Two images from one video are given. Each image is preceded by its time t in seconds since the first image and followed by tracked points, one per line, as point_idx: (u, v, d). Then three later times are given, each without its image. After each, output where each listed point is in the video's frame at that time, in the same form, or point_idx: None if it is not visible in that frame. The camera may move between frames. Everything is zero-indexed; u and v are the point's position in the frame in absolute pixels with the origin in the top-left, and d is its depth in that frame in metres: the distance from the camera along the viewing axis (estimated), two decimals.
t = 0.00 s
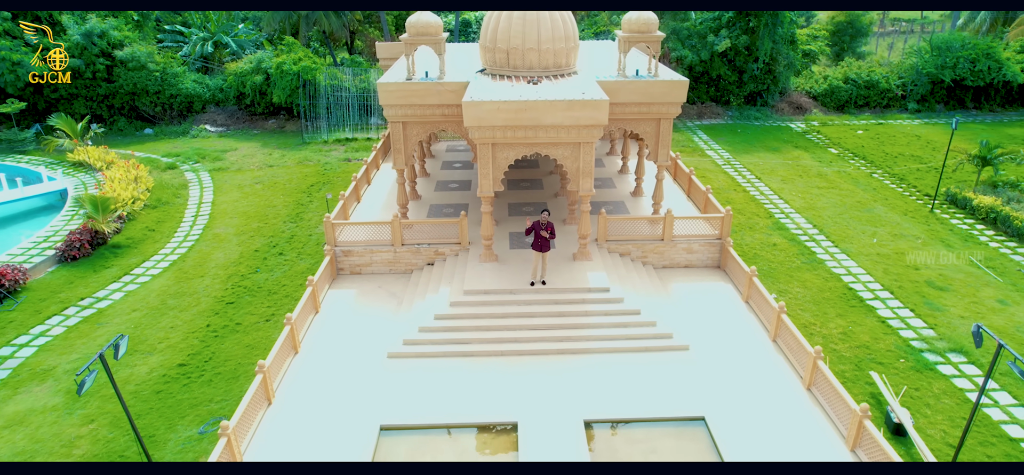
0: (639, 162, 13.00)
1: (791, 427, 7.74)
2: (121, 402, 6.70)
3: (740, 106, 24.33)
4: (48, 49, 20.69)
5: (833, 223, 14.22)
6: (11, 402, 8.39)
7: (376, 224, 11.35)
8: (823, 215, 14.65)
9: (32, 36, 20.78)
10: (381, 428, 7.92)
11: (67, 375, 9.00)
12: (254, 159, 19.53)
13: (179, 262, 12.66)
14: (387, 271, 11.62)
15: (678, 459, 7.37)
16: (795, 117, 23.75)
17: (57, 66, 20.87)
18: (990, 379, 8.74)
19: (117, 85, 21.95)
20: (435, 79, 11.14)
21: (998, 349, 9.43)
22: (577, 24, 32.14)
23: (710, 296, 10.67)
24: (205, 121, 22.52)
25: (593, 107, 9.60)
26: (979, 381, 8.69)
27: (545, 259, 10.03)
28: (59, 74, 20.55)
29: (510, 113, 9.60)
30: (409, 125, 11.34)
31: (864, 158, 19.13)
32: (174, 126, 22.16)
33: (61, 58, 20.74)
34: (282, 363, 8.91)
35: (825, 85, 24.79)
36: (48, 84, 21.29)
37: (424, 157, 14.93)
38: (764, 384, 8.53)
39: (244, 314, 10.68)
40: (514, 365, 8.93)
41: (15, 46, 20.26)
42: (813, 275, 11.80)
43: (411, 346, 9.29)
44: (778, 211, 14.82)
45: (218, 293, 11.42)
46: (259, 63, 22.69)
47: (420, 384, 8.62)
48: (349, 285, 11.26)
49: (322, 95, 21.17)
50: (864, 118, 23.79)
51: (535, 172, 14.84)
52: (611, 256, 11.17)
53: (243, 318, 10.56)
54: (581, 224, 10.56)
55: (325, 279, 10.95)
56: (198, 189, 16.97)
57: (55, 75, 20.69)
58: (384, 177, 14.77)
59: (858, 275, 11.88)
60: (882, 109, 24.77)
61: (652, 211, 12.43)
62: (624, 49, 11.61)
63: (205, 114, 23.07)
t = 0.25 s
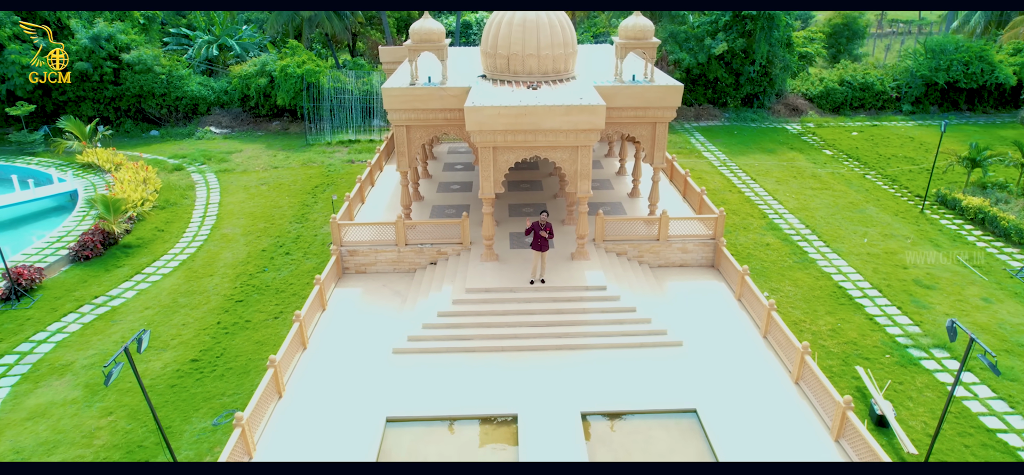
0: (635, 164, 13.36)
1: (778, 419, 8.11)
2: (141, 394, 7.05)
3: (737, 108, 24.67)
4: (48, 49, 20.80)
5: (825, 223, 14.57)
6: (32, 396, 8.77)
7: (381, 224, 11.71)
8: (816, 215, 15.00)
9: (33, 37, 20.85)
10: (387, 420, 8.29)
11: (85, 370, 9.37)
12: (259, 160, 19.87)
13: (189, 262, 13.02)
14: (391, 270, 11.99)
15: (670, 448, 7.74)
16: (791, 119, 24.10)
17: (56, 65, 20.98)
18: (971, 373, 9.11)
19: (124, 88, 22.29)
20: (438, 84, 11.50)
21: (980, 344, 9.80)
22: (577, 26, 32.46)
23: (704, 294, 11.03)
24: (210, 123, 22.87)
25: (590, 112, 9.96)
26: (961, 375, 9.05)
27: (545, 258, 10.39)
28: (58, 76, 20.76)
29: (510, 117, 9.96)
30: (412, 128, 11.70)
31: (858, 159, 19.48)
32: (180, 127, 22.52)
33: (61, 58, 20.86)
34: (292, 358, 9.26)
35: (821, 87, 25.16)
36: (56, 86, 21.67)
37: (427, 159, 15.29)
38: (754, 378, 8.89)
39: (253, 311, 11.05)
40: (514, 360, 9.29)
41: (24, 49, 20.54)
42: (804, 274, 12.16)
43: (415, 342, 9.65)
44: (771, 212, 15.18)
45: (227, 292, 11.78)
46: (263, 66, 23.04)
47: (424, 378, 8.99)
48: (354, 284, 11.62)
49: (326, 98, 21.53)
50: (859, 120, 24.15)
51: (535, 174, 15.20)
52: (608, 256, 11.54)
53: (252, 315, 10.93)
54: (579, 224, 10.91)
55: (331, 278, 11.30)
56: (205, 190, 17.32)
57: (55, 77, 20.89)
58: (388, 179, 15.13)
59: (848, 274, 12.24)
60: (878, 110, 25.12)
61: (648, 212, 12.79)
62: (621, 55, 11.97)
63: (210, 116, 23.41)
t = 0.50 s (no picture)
0: (632, 166, 13.71)
1: (765, 410, 8.50)
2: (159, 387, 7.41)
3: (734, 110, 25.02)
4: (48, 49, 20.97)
5: (817, 224, 14.93)
6: (51, 389, 9.14)
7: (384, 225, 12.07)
8: (808, 216, 15.35)
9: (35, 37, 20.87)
10: (391, 412, 8.67)
11: (100, 365, 9.74)
12: (263, 161, 20.24)
13: (197, 261, 13.38)
14: (394, 269, 12.35)
15: (662, 439, 8.11)
16: (787, 121, 24.45)
17: (56, 65, 21.11)
18: (953, 368, 9.47)
19: (130, 90, 22.64)
20: (440, 89, 11.87)
21: (963, 341, 10.17)
22: (576, 28, 32.81)
23: (698, 292, 11.39)
24: (215, 125, 23.23)
25: (587, 116, 10.32)
26: (942, 370, 9.42)
27: (543, 257, 10.75)
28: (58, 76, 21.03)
29: (510, 122, 10.32)
30: (414, 132, 12.06)
31: (851, 161, 19.82)
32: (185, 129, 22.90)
33: (61, 58, 21.08)
34: (300, 353, 9.63)
35: (816, 89, 25.53)
36: (64, 89, 22.03)
37: (428, 161, 15.64)
38: (743, 373, 9.25)
39: (260, 309, 11.42)
40: (514, 356, 9.67)
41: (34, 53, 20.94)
42: (795, 273, 12.52)
43: (418, 338, 10.01)
44: (765, 212, 15.53)
45: (235, 290, 12.14)
46: (267, 69, 23.38)
47: (427, 372, 9.36)
48: (359, 282, 11.99)
49: (329, 100, 21.91)
50: (854, 122, 24.51)
51: (534, 175, 15.57)
52: (605, 255, 11.90)
53: (260, 312, 11.30)
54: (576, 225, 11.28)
55: (336, 277, 11.67)
56: (211, 191, 17.69)
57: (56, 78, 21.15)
58: (390, 180, 15.49)
59: (838, 273, 12.60)
60: (872, 112, 25.46)
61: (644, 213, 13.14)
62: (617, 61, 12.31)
63: (215, 118, 23.75)
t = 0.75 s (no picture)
0: (628, 168, 14.08)
1: (754, 403, 8.87)
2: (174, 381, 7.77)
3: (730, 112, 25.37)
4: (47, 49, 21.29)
5: (810, 224, 15.29)
6: (68, 383, 9.52)
7: (387, 225, 12.44)
8: (801, 216, 15.71)
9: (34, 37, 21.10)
10: (396, 405, 9.04)
11: (114, 360, 10.11)
12: (267, 162, 20.59)
13: (205, 261, 13.75)
14: (397, 268, 12.72)
15: (654, 430, 8.49)
16: (783, 123, 24.80)
17: (56, 65, 21.41)
18: (935, 363, 9.84)
19: (136, 92, 22.99)
20: (441, 93, 12.24)
21: (946, 338, 10.54)
22: (576, 30, 33.16)
23: (691, 291, 11.75)
24: (219, 126, 23.59)
25: (584, 121, 10.69)
26: (925, 365, 9.79)
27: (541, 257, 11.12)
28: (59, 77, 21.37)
29: (510, 126, 10.68)
30: (417, 135, 12.42)
31: (845, 162, 20.18)
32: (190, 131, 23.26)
33: (61, 58, 21.39)
34: (307, 349, 10.00)
35: (812, 91, 25.89)
36: (71, 91, 22.42)
37: (430, 163, 16.00)
38: (734, 368, 9.62)
39: (268, 306, 11.79)
40: (513, 351, 10.04)
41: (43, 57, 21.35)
42: (786, 272, 12.88)
43: (420, 335, 10.38)
44: (758, 213, 15.89)
45: (243, 288, 12.51)
46: (270, 71, 23.73)
47: (430, 367, 9.73)
48: (363, 281, 12.35)
49: (332, 103, 22.29)
50: (848, 124, 24.87)
51: (533, 177, 15.93)
52: (601, 255, 12.27)
53: (267, 310, 11.67)
54: (573, 225, 11.65)
55: (341, 276, 12.03)
56: (217, 192, 18.05)
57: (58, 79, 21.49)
58: (393, 181, 15.85)
59: (828, 272, 12.96)
60: (867, 114, 25.82)
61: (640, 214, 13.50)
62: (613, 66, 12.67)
63: (219, 120, 24.10)
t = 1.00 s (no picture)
0: (625, 170, 14.44)
1: (743, 397, 9.25)
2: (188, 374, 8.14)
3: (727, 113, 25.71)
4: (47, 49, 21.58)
5: (802, 224, 15.65)
6: (84, 377, 9.90)
7: (390, 225, 12.80)
8: (794, 217, 16.08)
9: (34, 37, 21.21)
10: (400, 398, 9.42)
11: (128, 355, 10.49)
12: (271, 163, 20.94)
13: (212, 259, 14.12)
14: (400, 267, 13.08)
15: (647, 423, 8.86)
16: (779, 125, 25.15)
17: (56, 65, 21.70)
18: (919, 359, 10.22)
19: (142, 94, 23.36)
20: (443, 98, 12.60)
21: (931, 335, 10.92)
22: (575, 33, 33.49)
23: (685, 289, 12.12)
24: (224, 127, 23.97)
25: (581, 124, 11.06)
26: (909, 361, 10.16)
27: (539, 256, 11.50)
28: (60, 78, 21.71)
29: (509, 129, 11.05)
30: (419, 138, 12.79)
31: (839, 164, 20.55)
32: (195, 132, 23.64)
33: (61, 58, 21.69)
34: (314, 345, 10.37)
35: (807, 93, 26.23)
36: (78, 93, 22.80)
37: (431, 164, 16.36)
38: (725, 363, 9.99)
39: (274, 304, 12.16)
40: (512, 347, 10.41)
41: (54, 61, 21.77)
42: (778, 271, 13.24)
43: (422, 331, 10.75)
44: (752, 213, 16.25)
45: (250, 286, 12.88)
46: (273, 73, 24.08)
47: (432, 362, 10.11)
48: (366, 279, 12.72)
49: (335, 105, 22.68)
50: (843, 125, 25.24)
51: (532, 178, 16.30)
52: (598, 254, 12.64)
53: (274, 307, 12.05)
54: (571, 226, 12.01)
55: (346, 274, 12.40)
56: (222, 192, 18.43)
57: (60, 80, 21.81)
58: (395, 182, 16.22)
59: (818, 271, 13.33)
60: (862, 116, 26.22)
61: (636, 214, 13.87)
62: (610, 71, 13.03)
63: (223, 121, 24.48)
